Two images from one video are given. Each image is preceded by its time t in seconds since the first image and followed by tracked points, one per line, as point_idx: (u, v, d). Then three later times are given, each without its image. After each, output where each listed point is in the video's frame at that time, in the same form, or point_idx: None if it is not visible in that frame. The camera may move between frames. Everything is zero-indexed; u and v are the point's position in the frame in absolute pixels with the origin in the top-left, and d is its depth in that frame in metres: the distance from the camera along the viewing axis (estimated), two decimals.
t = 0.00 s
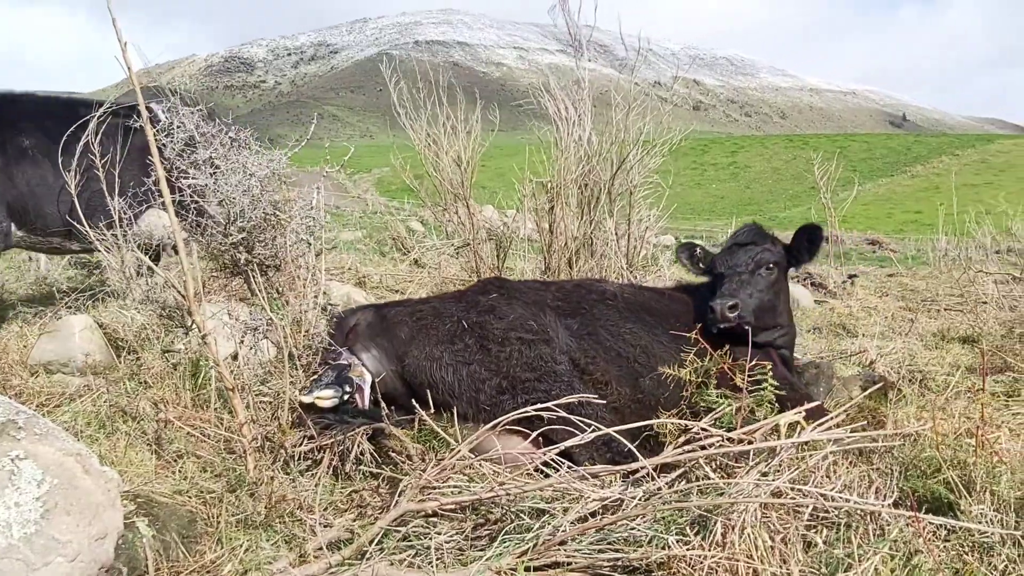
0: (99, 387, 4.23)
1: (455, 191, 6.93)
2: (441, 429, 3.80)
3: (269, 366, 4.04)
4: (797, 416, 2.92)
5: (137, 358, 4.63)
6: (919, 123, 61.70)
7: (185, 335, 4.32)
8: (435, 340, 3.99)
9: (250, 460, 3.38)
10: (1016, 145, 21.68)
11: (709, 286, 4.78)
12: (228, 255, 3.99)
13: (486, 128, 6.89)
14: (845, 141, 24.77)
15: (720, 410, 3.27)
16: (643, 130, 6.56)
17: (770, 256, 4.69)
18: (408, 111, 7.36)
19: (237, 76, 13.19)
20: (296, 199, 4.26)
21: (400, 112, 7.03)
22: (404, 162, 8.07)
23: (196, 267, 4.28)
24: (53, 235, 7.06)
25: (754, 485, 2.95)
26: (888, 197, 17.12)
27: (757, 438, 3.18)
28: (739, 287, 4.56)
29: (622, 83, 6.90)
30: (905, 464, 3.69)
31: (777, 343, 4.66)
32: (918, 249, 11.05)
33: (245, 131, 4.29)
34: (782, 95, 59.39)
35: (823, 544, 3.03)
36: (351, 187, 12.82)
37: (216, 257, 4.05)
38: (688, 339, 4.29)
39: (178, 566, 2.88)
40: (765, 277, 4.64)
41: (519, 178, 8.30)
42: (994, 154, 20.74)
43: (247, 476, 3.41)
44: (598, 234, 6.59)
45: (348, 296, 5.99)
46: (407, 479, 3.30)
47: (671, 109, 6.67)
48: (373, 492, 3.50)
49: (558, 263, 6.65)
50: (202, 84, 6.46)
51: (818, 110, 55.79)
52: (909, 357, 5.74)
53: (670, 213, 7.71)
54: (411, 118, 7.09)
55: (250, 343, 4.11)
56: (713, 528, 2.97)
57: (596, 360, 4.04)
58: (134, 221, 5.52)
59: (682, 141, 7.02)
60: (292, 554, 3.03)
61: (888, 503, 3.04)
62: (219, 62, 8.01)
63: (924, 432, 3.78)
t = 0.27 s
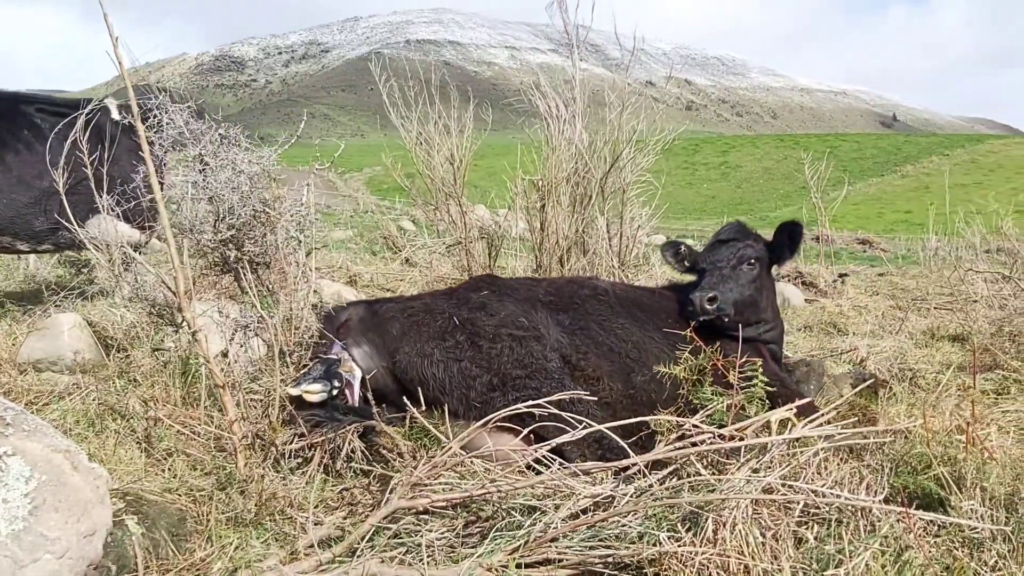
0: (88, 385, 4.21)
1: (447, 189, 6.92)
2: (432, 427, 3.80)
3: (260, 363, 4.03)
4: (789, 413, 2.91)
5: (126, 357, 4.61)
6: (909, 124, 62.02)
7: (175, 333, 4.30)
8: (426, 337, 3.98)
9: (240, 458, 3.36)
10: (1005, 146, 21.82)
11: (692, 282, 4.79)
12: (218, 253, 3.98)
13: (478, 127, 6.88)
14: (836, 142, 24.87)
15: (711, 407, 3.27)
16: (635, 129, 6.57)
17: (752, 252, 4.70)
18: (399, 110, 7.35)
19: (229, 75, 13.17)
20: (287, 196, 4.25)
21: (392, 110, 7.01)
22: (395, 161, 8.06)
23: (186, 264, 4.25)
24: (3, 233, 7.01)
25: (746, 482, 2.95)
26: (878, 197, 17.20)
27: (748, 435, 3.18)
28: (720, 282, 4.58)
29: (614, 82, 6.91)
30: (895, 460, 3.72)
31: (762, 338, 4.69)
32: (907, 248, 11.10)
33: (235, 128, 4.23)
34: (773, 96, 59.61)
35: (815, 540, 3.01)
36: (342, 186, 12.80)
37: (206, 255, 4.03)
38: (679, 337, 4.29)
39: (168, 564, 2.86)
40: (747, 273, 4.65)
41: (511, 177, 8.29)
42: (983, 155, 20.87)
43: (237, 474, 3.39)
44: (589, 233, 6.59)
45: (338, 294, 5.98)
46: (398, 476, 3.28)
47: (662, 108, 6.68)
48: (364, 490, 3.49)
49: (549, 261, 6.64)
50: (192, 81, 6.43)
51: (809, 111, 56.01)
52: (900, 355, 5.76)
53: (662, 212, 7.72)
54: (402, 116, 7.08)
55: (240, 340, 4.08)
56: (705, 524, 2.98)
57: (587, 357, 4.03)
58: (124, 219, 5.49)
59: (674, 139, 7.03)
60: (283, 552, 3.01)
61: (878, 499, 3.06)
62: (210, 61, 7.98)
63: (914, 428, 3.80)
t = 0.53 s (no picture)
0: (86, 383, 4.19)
1: (445, 188, 6.91)
2: (430, 425, 3.79)
3: (258, 362, 4.03)
4: (786, 412, 2.92)
5: (124, 355, 4.59)
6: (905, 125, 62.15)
7: (172, 332, 4.30)
8: (422, 336, 3.98)
9: (237, 456, 3.35)
10: (1002, 146, 21.89)
11: (710, 282, 4.76)
12: (216, 252, 4.01)
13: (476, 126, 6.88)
14: (833, 142, 24.89)
15: (708, 406, 3.27)
16: (634, 129, 6.57)
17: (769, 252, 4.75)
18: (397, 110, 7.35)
19: (226, 75, 13.14)
20: (285, 195, 4.25)
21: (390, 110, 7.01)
22: (393, 161, 8.06)
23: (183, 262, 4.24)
24: None
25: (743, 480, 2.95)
26: (875, 197, 17.22)
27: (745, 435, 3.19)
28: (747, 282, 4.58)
29: (612, 82, 6.92)
30: (893, 459, 3.71)
31: (769, 338, 4.76)
32: (905, 249, 11.13)
33: (234, 126, 4.20)
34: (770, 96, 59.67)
35: (812, 538, 3.02)
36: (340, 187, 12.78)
37: (204, 254, 4.02)
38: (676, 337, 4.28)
39: (165, 562, 2.85)
40: (768, 274, 4.70)
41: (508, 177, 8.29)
42: (980, 155, 20.91)
43: (234, 473, 3.38)
44: (587, 233, 6.59)
45: (336, 293, 5.97)
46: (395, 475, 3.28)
47: (661, 108, 6.69)
48: (361, 488, 3.48)
49: (547, 260, 6.63)
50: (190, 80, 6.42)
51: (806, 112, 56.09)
52: (898, 355, 5.77)
53: (660, 212, 7.72)
54: (400, 116, 7.08)
55: (238, 339, 4.08)
56: (703, 523, 2.97)
57: (584, 357, 4.03)
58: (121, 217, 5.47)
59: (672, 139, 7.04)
60: (280, 550, 3.00)
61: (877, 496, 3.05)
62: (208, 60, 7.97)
63: (912, 427, 3.79)
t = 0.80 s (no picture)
0: (80, 384, 4.18)
1: (439, 189, 6.92)
2: (424, 426, 3.79)
3: (252, 362, 4.03)
4: (780, 412, 2.93)
5: (118, 356, 4.58)
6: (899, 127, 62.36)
7: (166, 332, 4.29)
8: (415, 332, 3.99)
9: (231, 456, 3.35)
10: (994, 148, 21.99)
11: (785, 288, 4.81)
12: (210, 251, 4.01)
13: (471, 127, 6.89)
14: (827, 144, 24.96)
15: (702, 406, 3.28)
16: (628, 130, 6.59)
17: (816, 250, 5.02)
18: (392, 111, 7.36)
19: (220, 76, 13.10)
20: (279, 195, 4.25)
21: (385, 110, 7.02)
22: (387, 161, 8.06)
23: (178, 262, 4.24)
24: None
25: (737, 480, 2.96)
26: (868, 199, 17.28)
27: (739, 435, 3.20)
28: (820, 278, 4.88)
29: (606, 83, 6.93)
30: (886, 459, 3.72)
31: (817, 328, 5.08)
32: (898, 250, 11.17)
33: (229, 126, 4.18)
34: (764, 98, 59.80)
35: (806, 538, 3.02)
36: (335, 188, 12.75)
37: (198, 254, 4.02)
38: (668, 336, 4.27)
39: (159, 563, 2.85)
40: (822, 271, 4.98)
41: (503, 178, 8.30)
42: (973, 157, 21.00)
43: (229, 473, 3.38)
44: (582, 233, 6.60)
45: (331, 294, 5.97)
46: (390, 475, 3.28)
47: (654, 109, 6.71)
48: (355, 489, 3.48)
49: (542, 261, 6.64)
50: (183, 81, 6.41)
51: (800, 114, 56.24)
52: (890, 356, 5.79)
53: (654, 213, 7.74)
54: (395, 117, 7.08)
55: (232, 339, 4.08)
56: (697, 523, 2.98)
57: (578, 355, 4.03)
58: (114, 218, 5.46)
59: (666, 140, 7.06)
60: (275, 550, 3.00)
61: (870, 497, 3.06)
62: (204, 61, 7.98)
63: (906, 427, 3.81)
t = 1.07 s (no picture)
0: (75, 384, 4.18)
1: (437, 190, 6.92)
2: (421, 426, 3.78)
3: (250, 363, 4.03)
4: (776, 413, 2.94)
5: (114, 357, 4.58)
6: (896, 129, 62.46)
7: (163, 333, 4.30)
8: (413, 331, 4.02)
9: (228, 457, 3.35)
10: (991, 150, 22.05)
11: (840, 298, 5.12)
12: (208, 252, 4.00)
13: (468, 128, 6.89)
14: (824, 145, 25.00)
15: (698, 407, 3.29)
16: (625, 131, 6.60)
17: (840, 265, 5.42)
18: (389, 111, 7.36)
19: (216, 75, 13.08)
20: (277, 196, 4.26)
21: (382, 111, 7.02)
22: (385, 161, 8.06)
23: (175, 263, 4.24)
24: None
25: (733, 481, 2.97)
26: (865, 200, 17.32)
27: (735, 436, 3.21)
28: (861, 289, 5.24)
29: (603, 84, 6.95)
30: (881, 460, 3.74)
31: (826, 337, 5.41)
32: (895, 251, 11.20)
33: (227, 125, 4.14)
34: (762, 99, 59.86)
35: (801, 539, 3.03)
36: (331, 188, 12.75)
37: (195, 254, 4.02)
38: (665, 338, 4.28)
39: (156, 563, 2.85)
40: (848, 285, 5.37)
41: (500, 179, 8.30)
42: (970, 159, 21.05)
43: (225, 474, 3.38)
44: (579, 234, 6.61)
45: (327, 294, 5.97)
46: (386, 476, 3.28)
47: (651, 110, 6.73)
48: (352, 490, 3.48)
49: (539, 262, 6.65)
50: (180, 81, 6.40)
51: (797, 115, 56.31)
52: (886, 357, 5.81)
53: (650, 214, 7.75)
54: (392, 117, 7.08)
55: (229, 339, 4.09)
56: (692, 524, 2.99)
57: (574, 356, 4.05)
58: (110, 217, 5.46)
59: (663, 142, 7.08)
60: (271, 551, 3.00)
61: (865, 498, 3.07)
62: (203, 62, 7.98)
63: (901, 429, 3.83)
